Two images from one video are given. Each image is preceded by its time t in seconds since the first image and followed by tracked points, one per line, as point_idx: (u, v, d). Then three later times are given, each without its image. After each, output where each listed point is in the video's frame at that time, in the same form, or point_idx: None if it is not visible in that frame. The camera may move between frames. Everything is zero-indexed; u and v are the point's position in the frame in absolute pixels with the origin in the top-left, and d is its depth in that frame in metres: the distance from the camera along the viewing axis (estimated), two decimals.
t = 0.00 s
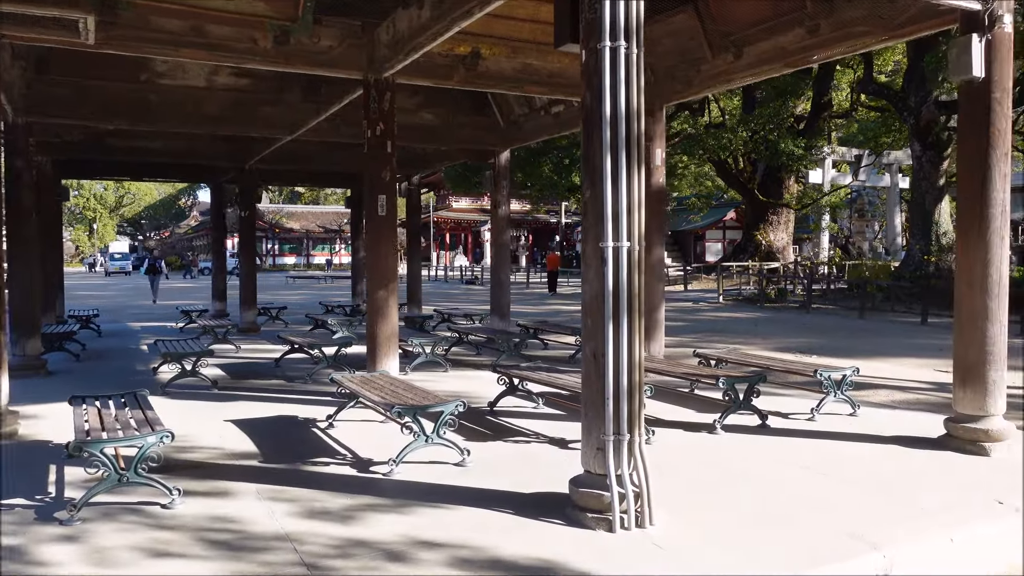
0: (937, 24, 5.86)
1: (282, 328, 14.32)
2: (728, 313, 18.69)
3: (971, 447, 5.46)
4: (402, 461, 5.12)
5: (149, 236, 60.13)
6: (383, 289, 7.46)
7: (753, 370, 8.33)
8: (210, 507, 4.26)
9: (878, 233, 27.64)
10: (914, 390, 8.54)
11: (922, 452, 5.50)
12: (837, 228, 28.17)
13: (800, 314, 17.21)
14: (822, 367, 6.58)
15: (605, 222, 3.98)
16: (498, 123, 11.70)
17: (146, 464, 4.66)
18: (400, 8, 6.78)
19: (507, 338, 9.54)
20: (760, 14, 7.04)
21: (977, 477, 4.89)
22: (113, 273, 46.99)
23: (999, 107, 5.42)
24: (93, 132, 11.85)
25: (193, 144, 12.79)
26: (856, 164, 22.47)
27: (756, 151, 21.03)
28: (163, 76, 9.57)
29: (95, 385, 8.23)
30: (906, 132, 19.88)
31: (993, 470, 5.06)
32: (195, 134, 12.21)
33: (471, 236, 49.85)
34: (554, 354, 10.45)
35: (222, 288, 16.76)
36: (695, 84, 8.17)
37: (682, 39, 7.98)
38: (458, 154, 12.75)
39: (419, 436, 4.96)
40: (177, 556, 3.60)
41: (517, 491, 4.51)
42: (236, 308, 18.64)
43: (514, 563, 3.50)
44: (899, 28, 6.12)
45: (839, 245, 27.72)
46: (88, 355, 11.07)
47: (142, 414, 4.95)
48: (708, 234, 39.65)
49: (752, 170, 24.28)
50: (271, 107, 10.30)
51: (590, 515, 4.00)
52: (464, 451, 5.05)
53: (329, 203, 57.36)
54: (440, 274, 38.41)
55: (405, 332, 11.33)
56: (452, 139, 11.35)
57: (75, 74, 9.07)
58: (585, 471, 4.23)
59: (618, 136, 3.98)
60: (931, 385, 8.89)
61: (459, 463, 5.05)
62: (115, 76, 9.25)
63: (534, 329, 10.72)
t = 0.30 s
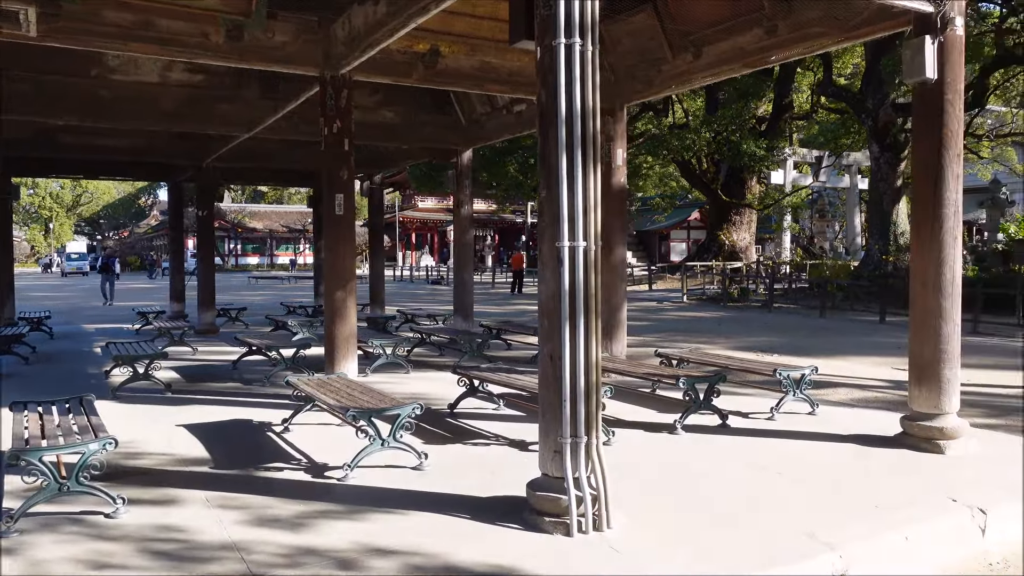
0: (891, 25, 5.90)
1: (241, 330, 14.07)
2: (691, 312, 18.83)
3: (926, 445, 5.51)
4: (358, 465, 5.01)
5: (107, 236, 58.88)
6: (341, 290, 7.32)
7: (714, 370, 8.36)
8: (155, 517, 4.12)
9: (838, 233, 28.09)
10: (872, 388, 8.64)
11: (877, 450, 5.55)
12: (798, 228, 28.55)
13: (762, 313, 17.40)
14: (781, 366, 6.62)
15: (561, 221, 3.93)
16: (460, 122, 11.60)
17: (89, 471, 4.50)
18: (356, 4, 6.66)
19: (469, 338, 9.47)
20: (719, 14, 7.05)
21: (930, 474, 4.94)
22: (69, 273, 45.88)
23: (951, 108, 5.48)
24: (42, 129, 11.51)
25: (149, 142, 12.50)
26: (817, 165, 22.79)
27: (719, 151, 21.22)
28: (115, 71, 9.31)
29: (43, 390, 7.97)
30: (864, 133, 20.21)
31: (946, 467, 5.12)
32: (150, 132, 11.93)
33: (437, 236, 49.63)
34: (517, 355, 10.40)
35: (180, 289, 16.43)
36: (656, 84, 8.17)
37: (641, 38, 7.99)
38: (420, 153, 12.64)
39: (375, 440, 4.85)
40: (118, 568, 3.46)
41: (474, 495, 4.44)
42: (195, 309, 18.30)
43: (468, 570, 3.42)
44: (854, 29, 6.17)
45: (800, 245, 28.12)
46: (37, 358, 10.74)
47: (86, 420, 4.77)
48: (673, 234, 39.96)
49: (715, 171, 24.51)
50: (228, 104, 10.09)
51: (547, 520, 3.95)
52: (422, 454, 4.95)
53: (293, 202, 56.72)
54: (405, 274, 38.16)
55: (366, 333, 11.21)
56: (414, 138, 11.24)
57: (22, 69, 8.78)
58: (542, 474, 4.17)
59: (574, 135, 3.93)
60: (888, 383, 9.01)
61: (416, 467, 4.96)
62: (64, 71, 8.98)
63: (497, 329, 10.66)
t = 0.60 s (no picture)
0: (869, 21, 5.84)
1: (215, 330, 13.82)
2: (672, 311, 18.79)
3: (905, 446, 5.45)
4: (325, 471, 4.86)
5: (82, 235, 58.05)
6: (312, 290, 7.14)
7: (692, 370, 8.27)
8: (110, 528, 3.95)
9: (816, 233, 28.25)
10: (850, 387, 8.60)
11: (854, 451, 5.48)
12: (778, 227, 28.67)
13: (742, 313, 17.38)
14: (759, 367, 6.53)
15: (532, 219, 3.79)
16: (437, 120, 11.45)
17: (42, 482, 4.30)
18: None
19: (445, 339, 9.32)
20: (697, 11, 6.95)
21: (908, 476, 4.88)
22: (43, 273, 45.14)
23: (930, 105, 5.40)
24: (7, 125, 11.21)
25: (120, 139, 12.21)
26: (796, 165, 22.86)
27: (698, 150, 21.22)
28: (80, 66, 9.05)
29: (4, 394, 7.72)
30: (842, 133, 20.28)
31: (924, 468, 5.05)
32: (119, 128, 11.66)
33: (417, 235, 49.38)
34: (494, 355, 10.26)
35: (153, 289, 16.14)
36: (634, 80, 8.05)
37: (619, 34, 7.86)
38: (396, 151, 12.47)
39: (342, 445, 4.69)
40: None
41: (444, 501, 4.29)
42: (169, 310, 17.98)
43: None
44: (832, 26, 6.09)
45: (779, 244, 28.24)
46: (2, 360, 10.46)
47: (40, 427, 4.58)
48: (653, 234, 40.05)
49: (695, 170, 24.53)
50: (198, 99, 9.86)
51: (519, 528, 3.81)
52: (391, 459, 4.81)
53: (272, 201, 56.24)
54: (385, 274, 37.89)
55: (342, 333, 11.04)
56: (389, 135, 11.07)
57: None
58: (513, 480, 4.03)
59: (544, 130, 3.79)
60: (867, 383, 8.98)
61: (385, 472, 4.81)
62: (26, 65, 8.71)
63: (475, 329, 10.52)
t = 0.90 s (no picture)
0: (843, 18, 5.75)
1: (182, 333, 13.50)
2: (647, 312, 18.75)
3: (881, 450, 5.37)
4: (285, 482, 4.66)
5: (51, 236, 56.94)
6: (276, 293, 6.89)
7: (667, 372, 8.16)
8: (52, 547, 3.72)
9: (790, 232, 28.42)
10: (825, 388, 8.55)
11: (831, 456, 5.38)
12: (752, 227, 28.81)
13: (717, 313, 17.37)
14: (733, 370, 6.42)
15: (497, 219, 3.63)
16: (409, 118, 11.23)
17: None
18: None
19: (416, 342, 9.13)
20: (671, 7, 6.82)
21: (885, 482, 4.77)
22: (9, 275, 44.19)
23: (905, 103, 5.31)
24: None
25: (82, 137, 11.84)
26: (770, 165, 22.91)
27: (674, 150, 21.21)
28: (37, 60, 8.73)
29: None
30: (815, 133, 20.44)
31: (900, 473, 4.97)
32: (81, 126, 11.33)
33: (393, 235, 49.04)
34: (467, 357, 10.09)
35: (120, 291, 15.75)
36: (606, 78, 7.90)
37: (592, 30, 7.71)
38: (367, 150, 12.26)
39: (303, 455, 4.49)
40: None
41: (409, 515, 4.11)
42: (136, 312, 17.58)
43: None
44: (807, 22, 5.98)
45: (754, 244, 28.37)
46: None
47: None
48: (629, 234, 40.13)
49: (670, 170, 24.54)
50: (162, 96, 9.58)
51: (485, 542, 3.65)
52: (354, 470, 4.63)
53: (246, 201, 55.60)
54: (360, 274, 37.54)
55: (311, 335, 10.80)
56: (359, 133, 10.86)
57: None
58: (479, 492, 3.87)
59: (509, 126, 3.63)
60: (841, 383, 8.94)
61: (348, 483, 4.62)
62: None
63: (447, 331, 10.34)
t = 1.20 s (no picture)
0: (821, 11, 5.61)
1: (154, 335, 13.22)
2: (629, 311, 18.65)
3: (860, 452, 5.24)
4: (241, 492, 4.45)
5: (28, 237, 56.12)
6: (241, 294, 6.66)
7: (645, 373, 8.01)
8: None
9: (772, 231, 28.47)
10: (805, 388, 8.44)
11: (809, 458, 5.25)
12: (734, 226, 28.82)
13: (699, 312, 17.29)
14: (711, 371, 6.28)
15: (459, 216, 3.44)
16: (383, 115, 11.02)
17: None
18: None
19: (389, 344, 8.93)
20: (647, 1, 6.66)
21: (863, 485, 4.64)
22: None
23: (884, 98, 5.18)
24: None
25: (50, 134, 11.52)
26: (752, 164, 22.87)
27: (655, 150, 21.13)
28: None
29: None
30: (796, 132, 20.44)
31: (879, 476, 4.85)
32: (47, 123, 11.02)
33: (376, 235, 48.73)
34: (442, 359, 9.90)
35: (91, 292, 15.42)
36: (582, 73, 7.74)
37: (567, 25, 7.53)
38: (342, 147, 12.03)
39: (260, 464, 4.27)
40: None
41: (369, 526, 3.93)
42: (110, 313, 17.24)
43: None
44: (783, 16, 5.85)
45: (736, 243, 28.38)
46: None
47: None
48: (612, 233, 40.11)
49: (652, 169, 24.48)
50: (128, 91, 9.31)
51: (445, 555, 3.48)
52: (314, 478, 4.43)
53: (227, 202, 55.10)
54: (342, 274, 37.22)
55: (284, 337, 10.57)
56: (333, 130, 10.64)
57: None
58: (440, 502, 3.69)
59: (472, 118, 3.44)
60: (821, 383, 8.84)
61: (308, 493, 4.43)
62: None
63: (423, 332, 10.15)
